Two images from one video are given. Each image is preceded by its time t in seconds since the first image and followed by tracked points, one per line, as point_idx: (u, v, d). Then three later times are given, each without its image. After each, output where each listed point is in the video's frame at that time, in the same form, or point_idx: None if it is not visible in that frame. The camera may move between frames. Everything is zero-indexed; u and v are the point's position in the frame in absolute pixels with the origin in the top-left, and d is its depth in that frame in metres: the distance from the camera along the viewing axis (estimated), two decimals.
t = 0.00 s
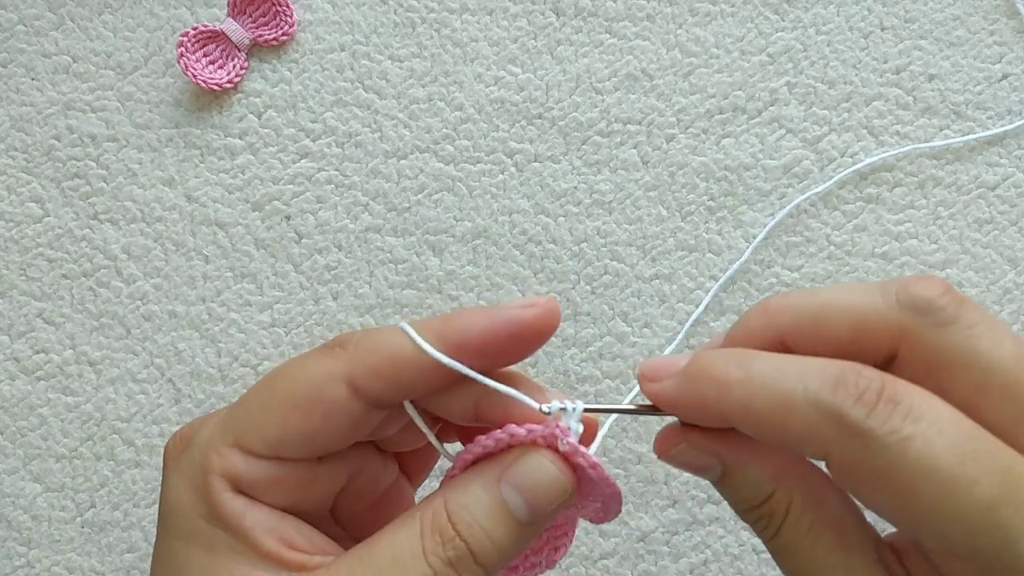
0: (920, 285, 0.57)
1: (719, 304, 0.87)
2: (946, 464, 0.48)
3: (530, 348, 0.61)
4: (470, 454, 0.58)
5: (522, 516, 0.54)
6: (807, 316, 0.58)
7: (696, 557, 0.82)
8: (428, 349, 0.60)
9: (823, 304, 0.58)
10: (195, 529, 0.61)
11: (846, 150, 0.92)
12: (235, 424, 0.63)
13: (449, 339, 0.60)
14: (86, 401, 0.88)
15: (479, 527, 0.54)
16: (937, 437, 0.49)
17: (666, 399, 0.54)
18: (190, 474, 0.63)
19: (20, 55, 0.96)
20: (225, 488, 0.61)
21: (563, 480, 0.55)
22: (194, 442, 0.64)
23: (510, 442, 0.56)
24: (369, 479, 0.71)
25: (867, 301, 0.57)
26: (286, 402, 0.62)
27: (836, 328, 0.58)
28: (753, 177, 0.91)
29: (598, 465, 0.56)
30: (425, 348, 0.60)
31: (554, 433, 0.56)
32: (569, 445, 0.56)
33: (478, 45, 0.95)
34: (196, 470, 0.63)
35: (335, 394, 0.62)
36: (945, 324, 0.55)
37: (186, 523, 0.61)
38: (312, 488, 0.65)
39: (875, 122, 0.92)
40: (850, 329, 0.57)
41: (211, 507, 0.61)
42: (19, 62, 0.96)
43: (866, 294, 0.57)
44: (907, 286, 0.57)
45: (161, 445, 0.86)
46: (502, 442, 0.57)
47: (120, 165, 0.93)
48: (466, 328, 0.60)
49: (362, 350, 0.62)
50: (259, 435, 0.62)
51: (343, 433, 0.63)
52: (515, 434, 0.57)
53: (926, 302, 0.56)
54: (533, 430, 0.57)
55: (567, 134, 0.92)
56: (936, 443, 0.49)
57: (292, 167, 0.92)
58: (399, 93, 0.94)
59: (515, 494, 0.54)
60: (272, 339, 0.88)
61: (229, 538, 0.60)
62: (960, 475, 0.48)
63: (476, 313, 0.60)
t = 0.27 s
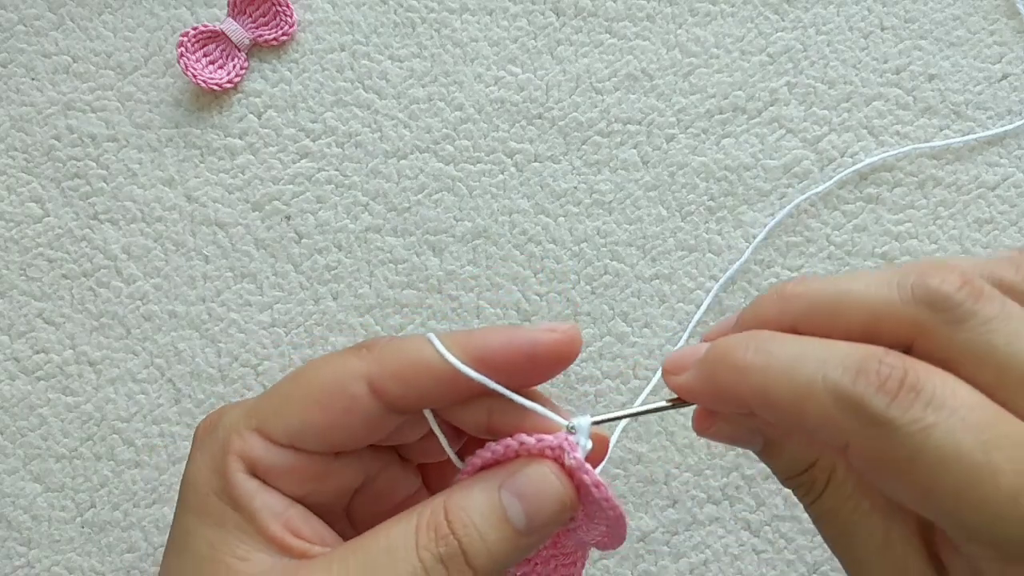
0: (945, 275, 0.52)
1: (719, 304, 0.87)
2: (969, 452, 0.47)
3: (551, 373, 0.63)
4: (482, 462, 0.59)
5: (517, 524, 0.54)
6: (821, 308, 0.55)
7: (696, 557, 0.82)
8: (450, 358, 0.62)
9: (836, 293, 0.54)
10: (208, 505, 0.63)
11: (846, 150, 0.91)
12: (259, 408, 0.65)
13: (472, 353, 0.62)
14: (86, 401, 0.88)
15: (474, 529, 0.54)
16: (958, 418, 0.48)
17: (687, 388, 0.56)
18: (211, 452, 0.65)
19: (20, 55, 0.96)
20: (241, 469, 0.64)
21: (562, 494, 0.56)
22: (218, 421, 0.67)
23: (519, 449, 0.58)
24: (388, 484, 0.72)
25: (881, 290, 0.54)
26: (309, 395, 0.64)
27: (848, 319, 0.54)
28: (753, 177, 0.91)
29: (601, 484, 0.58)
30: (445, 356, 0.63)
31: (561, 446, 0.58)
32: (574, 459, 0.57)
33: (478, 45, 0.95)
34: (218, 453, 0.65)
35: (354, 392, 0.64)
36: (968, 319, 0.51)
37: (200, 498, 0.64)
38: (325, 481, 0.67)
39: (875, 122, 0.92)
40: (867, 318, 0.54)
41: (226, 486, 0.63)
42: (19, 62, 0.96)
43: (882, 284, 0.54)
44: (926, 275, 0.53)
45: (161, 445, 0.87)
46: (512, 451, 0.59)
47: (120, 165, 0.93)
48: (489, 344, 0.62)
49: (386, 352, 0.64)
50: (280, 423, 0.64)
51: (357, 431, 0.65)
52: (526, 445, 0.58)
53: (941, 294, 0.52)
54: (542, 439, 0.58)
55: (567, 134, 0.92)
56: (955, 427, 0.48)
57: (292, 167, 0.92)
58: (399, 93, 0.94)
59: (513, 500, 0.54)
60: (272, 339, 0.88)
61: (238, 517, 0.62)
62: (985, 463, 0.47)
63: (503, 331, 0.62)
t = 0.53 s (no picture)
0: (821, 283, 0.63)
1: (719, 304, 0.87)
2: (912, 377, 0.55)
3: (540, 344, 0.65)
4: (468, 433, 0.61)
5: (492, 490, 0.54)
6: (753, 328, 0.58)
7: (696, 556, 0.82)
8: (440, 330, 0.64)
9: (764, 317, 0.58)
10: (207, 485, 0.65)
11: (846, 150, 0.91)
12: (259, 392, 0.67)
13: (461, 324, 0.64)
14: (86, 401, 0.88)
15: (448, 493, 0.54)
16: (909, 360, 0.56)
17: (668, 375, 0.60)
18: (212, 436, 0.67)
19: (20, 55, 0.96)
20: (240, 449, 0.66)
21: (538, 463, 0.56)
22: (221, 407, 0.69)
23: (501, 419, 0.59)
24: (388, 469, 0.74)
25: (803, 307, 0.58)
26: (305, 374, 0.66)
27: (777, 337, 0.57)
28: (753, 177, 0.91)
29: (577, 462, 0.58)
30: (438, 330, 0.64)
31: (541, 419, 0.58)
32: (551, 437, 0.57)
33: (478, 45, 0.95)
34: (220, 431, 0.67)
35: (348, 370, 0.66)
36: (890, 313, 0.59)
37: (200, 480, 0.65)
38: (323, 463, 0.69)
39: (875, 122, 0.92)
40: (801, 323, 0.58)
41: (226, 467, 0.65)
42: (18, 62, 0.96)
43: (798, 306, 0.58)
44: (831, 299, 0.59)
45: (161, 445, 0.86)
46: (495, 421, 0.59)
47: (120, 165, 0.93)
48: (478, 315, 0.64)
49: (380, 330, 0.66)
50: (279, 404, 0.66)
51: (352, 409, 0.67)
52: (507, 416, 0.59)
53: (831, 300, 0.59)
54: (521, 412, 0.58)
55: (567, 134, 0.92)
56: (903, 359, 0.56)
57: (292, 167, 0.92)
58: (399, 93, 0.94)
59: (489, 467, 0.55)
60: (273, 339, 0.88)
61: (234, 497, 0.64)
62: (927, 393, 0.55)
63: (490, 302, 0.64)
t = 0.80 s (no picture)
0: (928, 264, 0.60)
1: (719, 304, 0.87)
2: (976, 451, 0.49)
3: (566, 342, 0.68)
4: (491, 446, 0.63)
5: (506, 506, 0.55)
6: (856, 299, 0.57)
7: (696, 556, 0.82)
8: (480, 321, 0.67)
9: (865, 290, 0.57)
10: (233, 473, 0.67)
11: (846, 150, 0.92)
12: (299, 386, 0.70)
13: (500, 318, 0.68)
14: (86, 401, 0.88)
15: (461, 503, 0.55)
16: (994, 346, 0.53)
17: (698, 397, 0.57)
18: (248, 424, 0.70)
19: (20, 55, 0.96)
20: (273, 441, 0.68)
21: (552, 483, 0.57)
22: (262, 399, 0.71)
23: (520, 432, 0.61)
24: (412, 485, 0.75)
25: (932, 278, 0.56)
26: (345, 369, 0.69)
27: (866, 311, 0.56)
28: (753, 177, 0.91)
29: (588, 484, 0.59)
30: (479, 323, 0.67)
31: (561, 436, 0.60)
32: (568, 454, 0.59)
33: (478, 45, 0.95)
34: (254, 423, 0.69)
35: (385, 368, 0.68)
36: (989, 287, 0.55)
37: (228, 467, 0.68)
38: (347, 465, 0.71)
39: (875, 122, 0.92)
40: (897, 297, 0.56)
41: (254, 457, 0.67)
42: (18, 62, 0.96)
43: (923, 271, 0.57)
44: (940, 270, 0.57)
45: (161, 445, 0.86)
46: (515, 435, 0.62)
47: (120, 165, 0.93)
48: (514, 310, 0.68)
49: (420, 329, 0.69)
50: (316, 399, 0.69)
51: (383, 409, 0.69)
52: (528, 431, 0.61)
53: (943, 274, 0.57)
54: (540, 429, 0.61)
55: (567, 134, 0.92)
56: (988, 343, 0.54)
57: (292, 167, 0.92)
58: (399, 93, 0.94)
59: (504, 482, 0.56)
60: (273, 339, 0.88)
61: (258, 487, 0.66)
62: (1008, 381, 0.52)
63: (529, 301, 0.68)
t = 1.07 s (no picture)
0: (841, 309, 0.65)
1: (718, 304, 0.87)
2: (916, 389, 0.55)
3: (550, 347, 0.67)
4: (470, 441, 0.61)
5: (485, 499, 0.55)
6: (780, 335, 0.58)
7: (696, 556, 0.82)
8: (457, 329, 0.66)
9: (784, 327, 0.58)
10: (215, 486, 0.67)
11: (846, 150, 0.92)
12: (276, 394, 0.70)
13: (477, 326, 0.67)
14: (86, 401, 0.88)
15: (441, 502, 0.55)
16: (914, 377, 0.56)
17: (661, 398, 0.61)
18: (228, 434, 0.69)
19: (20, 55, 0.96)
20: (253, 451, 0.68)
21: (532, 474, 0.56)
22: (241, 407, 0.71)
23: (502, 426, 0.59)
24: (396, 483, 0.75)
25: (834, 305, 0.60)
26: (323, 373, 0.69)
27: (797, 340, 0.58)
28: (753, 177, 0.91)
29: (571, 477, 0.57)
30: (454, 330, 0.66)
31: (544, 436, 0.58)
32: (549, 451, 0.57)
33: (478, 45, 0.95)
34: (233, 434, 0.69)
35: (365, 365, 0.69)
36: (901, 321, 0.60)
37: (209, 478, 0.67)
38: (328, 472, 0.70)
39: (875, 122, 0.92)
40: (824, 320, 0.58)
41: (236, 467, 0.67)
42: (18, 62, 0.96)
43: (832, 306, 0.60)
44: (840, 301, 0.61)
45: (161, 445, 0.87)
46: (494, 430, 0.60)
47: (120, 165, 0.93)
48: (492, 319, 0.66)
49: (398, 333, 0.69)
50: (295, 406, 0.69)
51: (363, 406, 0.69)
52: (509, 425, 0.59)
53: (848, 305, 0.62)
54: (522, 421, 0.59)
55: (567, 134, 0.92)
56: (914, 377, 0.56)
57: (292, 167, 0.92)
58: (399, 93, 0.94)
59: (482, 477, 0.55)
60: (273, 339, 0.88)
61: (239, 498, 0.65)
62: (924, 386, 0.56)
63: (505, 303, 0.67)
